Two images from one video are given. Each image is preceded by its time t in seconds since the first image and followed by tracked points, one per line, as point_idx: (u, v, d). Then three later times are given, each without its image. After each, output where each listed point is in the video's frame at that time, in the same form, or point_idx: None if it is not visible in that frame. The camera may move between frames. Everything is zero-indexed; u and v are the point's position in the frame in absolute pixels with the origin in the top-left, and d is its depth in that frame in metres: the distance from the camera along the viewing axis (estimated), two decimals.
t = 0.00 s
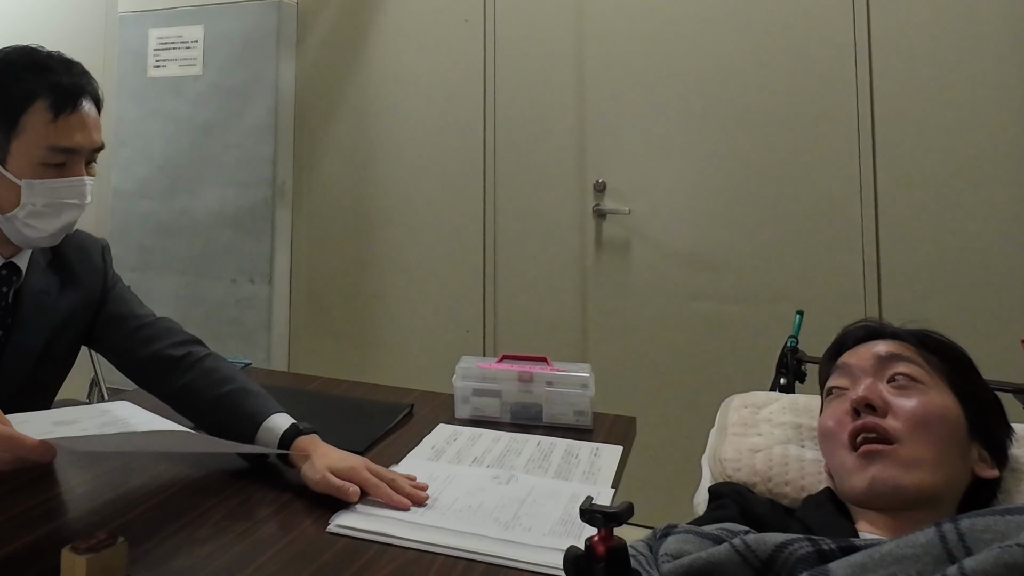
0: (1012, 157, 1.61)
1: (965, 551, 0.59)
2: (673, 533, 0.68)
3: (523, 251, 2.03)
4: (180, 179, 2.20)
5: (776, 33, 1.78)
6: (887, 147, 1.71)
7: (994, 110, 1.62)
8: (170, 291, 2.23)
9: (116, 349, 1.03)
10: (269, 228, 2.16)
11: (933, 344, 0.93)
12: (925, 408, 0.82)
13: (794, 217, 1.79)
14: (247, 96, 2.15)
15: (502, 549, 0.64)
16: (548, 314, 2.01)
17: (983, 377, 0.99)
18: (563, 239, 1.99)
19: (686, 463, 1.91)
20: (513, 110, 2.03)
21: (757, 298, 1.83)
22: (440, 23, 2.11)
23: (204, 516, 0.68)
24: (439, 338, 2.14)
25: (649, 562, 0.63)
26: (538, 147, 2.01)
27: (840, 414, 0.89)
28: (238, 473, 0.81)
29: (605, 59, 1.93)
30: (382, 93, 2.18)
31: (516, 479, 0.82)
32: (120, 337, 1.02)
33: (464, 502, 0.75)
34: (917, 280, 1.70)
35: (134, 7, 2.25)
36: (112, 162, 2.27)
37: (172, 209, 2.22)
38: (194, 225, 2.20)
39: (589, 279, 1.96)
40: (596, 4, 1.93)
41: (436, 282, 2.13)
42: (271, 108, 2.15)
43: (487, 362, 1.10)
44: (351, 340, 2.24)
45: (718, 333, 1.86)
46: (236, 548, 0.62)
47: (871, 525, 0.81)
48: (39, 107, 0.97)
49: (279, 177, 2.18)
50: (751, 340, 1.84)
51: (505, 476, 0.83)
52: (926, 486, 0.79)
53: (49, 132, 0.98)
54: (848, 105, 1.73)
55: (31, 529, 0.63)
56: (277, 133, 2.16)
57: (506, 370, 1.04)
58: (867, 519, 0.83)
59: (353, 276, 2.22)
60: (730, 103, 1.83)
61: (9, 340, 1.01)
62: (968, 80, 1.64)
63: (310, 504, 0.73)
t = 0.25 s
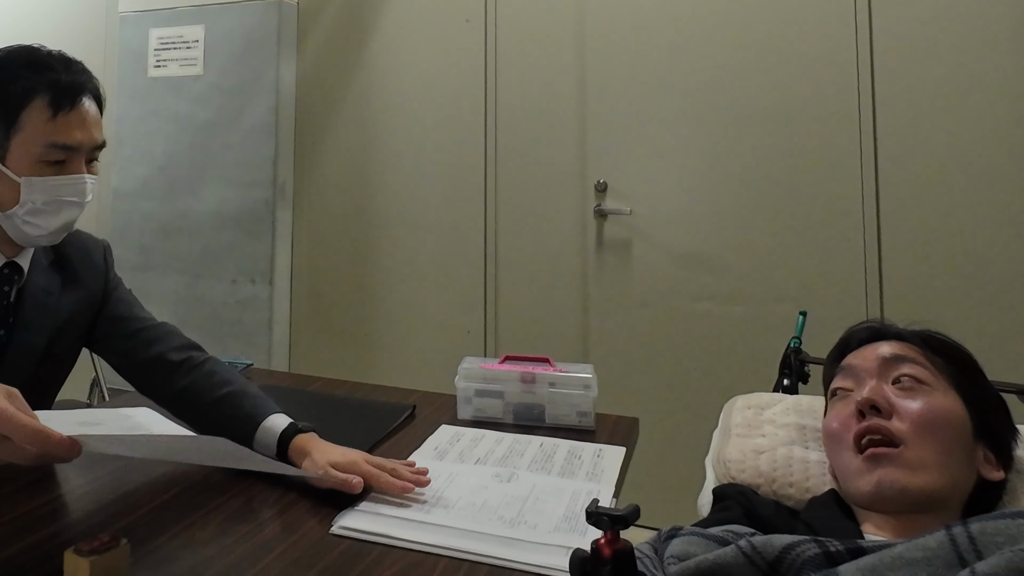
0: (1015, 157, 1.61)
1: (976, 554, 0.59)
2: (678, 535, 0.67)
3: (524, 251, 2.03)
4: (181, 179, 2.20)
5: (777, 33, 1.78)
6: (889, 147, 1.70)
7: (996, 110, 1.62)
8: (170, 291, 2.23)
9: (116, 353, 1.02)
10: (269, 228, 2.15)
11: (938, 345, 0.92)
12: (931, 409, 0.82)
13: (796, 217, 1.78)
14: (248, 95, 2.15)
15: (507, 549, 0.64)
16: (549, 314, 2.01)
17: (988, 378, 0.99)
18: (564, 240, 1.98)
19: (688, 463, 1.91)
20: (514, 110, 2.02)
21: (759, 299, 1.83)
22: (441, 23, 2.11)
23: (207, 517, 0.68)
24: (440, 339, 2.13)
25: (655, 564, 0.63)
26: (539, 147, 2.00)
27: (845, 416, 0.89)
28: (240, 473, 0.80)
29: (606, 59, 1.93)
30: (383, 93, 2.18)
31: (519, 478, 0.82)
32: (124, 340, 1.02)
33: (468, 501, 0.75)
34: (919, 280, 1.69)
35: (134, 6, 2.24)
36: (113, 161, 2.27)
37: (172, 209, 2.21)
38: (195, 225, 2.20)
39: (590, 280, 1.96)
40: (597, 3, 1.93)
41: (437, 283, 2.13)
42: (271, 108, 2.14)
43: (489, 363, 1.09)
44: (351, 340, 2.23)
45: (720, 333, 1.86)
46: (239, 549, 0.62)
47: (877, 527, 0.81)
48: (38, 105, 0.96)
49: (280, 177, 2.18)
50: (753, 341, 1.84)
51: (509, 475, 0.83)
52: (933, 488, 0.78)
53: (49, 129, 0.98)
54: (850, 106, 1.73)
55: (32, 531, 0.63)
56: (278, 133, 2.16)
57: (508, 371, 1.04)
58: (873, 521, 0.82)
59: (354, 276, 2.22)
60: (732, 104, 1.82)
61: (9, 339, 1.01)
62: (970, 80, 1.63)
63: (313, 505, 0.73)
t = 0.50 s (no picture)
0: (1016, 158, 1.61)
1: (983, 558, 0.59)
2: (683, 538, 0.67)
3: (525, 252, 2.02)
4: (181, 180, 2.20)
5: (779, 34, 1.78)
6: (890, 148, 1.70)
7: (998, 110, 1.62)
8: (171, 292, 2.23)
9: (116, 359, 1.03)
10: (270, 228, 2.15)
11: (941, 347, 0.92)
12: (935, 412, 0.82)
13: (797, 218, 1.78)
14: (249, 96, 2.15)
15: (510, 552, 0.64)
16: (550, 315, 2.00)
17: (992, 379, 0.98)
18: (565, 240, 1.98)
19: (690, 465, 1.91)
20: (515, 111, 2.02)
21: (760, 300, 1.82)
22: (442, 23, 2.11)
23: (210, 519, 0.68)
24: (441, 339, 2.13)
25: (659, 567, 0.63)
26: (540, 148, 2.00)
27: (849, 418, 0.89)
28: (243, 474, 0.80)
29: (607, 59, 1.93)
30: (383, 94, 2.18)
31: (523, 479, 0.81)
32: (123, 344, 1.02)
33: (471, 503, 0.74)
34: (921, 281, 1.69)
35: (135, 7, 2.24)
36: (113, 162, 2.27)
37: (173, 209, 2.21)
38: (196, 226, 2.19)
39: (591, 281, 1.96)
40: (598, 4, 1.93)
41: (438, 283, 2.13)
42: (272, 108, 2.14)
43: (492, 364, 1.09)
44: (352, 341, 2.23)
45: (721, 334, 1.85)
46: (243, 550, 0.62)
47: (881, 530, 0.81)
48: (45, 108, 0.96)
49: (281, 178, 2.17)
50: (754, 342, 1.83)
51: (512, 476, 0.82)
52: (938, 491, 0.78)
53: (55, 133, 0.97)
54: (851, 107, 1.73)
55: (36, 532, 0.63)
56: (279, 133, 2.16)
57: (510, 372, 1.04)
58: (878, 525, 0.82)
59: (354, 277, 2.22)
60: (733, 104, 1.82)
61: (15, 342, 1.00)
62: (972, 82, 1.63)
63: (316, 507, 0.73)
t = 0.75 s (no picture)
0: (1017, 159, 1.61)
1: (986, 561, 0.59)
2: (685, 540, 0.67)
3: (525, 252, 2.02)
4: (181, 180, 2.20)
5: (779, 34, 1.78)
6: (891, 149, 1.70)
7: (998, 111, 1.62)
8: (171, 292, 2.23)
9: (114, 365, 1.05)
10: (270, 229, 2.15)
11: (943, 349, 0.92)
12: (937, 414, 0.81)
13: (798, 219, 1.78)
14: (249, 96, 2.15)
15: (512, 554, 0.64)
16: (550, 316, 2.00)
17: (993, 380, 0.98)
18: (566, 241, 1.98)
19: (690, 466, 1.91)
20: (516, 111, 2.02)
21: (761, 300, 1.82)
22: (442, 24, 2.11)
23: (212, 521, 0.68)
24: (441, 340, 2.13)
25: (662, 568, 0.63)
26: (540, 148, 2.00)
27: (850, 419, 0.88)
28: (244, 476, 0.80)
29: (608, 60, 1.92)
30: (384, 94, 2.18)
31: (524, 481, 0.81)
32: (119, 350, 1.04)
33: (472, 505, 0.74)
34: (921, 282, 1.69)
35: (135, 7, 2.24)
36: (113, 163, 2.27)
37: (173, 210, 2.21)
38: (196, 226, 2.19)
39: (592, 281, 1.96)
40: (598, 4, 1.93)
41: (438, 283, 2.13)
42: (272, 109, 2.14)
43: (492, 365, 1.09)
44: (353, 341, 2.23)
45: (722, 335, 1.85)
46: (244, 552, 0.62)
47: (883, 532, 0.81)
48: (40, 108, 0.96)
49: (281, 178, 2.17)
50: (755, 342, 1.83)
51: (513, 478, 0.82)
52: (939, 493, 0.78)
53: (48, 133, 0.97)
54: (852, 108, 1.73)
55: (38, 534, 0.63)
56: (279, 134, 2.16)
57: (511, 373, 1.04)
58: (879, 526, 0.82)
59: (354, 277, 2.22)
60: (734, 105, 1.82)
61: (16, 342, 1.00)
62: (973, 82, 1.63)
63: (317, 509, 0.72)
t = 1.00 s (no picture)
0: (1017, 159, 1.61)
1: (989, 562, 0.59)
2: (686, 540, 0.67)
3: (525, 252, 2.02)
4: (181, 181, 2.20)
5: (779, 35, 1.78)
6: (891, 149, 1.70)
7: (998, 111, 1.62)
8: (171, 293, 2.23)
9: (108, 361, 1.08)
10: (270, 229, 2.15)
11: (943, 349, 0.92)
12: (937, 414, 0.82)
13: (798, 220, 1.78)
14: (249, 96, 2.15)
15: (514, 554, 0.64)
16: (550, 316, 2.00)
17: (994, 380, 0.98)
18: (566, 241, 1.98)
19: (691, 466, 1.91)
20: (516, 112, 2.02)
21: (761, 301, 1.82)
22: (442, 24, 2.11)
23: (212, 522, 0.68)
24: (442, 340, 2.13)
25: (664, 569, 0.63)
26: (540, 148, 2.00)
27: (850, 420, 0.89)
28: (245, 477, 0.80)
29: (608, 60, 1.93)
30: (384, 94, 2.18)
31: (526, 481, 0.81)
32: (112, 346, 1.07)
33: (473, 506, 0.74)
34: (922, 282, 1.69)
35: (135, 7, 2.24)
36: (113, 163, 2.27)
37: (173, 210, 2.21)
38: (196, 226, 2.19)
39: (592, 282, 1.96)
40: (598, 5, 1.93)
41: (439, 284, 2.13)
42: (273, 109, 2.14)
43: (493, 365, 1.09)
44: (353, 342, 2.23)
45: (722, 335, 1.85)
46: (246, 554, 0.62)
47: (883, 532, 0.81)
48: (36, 106, 0.96)
49: (281, 179, 2.17)
50: (755, 343, 1.83)
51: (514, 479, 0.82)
52: (940, 493, 0.78)
53: (46, 130, 0.97)
54: (852, 108, 1.73)
55: (37, 537, 0.63)
56: (279, 134, 2.16)
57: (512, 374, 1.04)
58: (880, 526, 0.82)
59: (355, 277, 2.22)
60: (734, 106, 1.82)
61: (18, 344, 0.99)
62: (972, 82, 1.63)
63: (318, 510, 0.72)
